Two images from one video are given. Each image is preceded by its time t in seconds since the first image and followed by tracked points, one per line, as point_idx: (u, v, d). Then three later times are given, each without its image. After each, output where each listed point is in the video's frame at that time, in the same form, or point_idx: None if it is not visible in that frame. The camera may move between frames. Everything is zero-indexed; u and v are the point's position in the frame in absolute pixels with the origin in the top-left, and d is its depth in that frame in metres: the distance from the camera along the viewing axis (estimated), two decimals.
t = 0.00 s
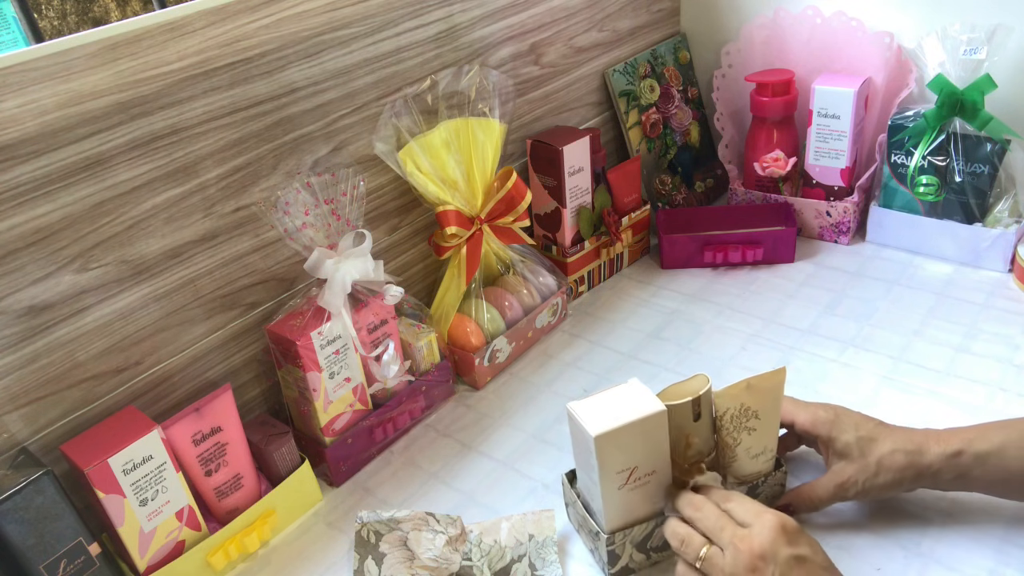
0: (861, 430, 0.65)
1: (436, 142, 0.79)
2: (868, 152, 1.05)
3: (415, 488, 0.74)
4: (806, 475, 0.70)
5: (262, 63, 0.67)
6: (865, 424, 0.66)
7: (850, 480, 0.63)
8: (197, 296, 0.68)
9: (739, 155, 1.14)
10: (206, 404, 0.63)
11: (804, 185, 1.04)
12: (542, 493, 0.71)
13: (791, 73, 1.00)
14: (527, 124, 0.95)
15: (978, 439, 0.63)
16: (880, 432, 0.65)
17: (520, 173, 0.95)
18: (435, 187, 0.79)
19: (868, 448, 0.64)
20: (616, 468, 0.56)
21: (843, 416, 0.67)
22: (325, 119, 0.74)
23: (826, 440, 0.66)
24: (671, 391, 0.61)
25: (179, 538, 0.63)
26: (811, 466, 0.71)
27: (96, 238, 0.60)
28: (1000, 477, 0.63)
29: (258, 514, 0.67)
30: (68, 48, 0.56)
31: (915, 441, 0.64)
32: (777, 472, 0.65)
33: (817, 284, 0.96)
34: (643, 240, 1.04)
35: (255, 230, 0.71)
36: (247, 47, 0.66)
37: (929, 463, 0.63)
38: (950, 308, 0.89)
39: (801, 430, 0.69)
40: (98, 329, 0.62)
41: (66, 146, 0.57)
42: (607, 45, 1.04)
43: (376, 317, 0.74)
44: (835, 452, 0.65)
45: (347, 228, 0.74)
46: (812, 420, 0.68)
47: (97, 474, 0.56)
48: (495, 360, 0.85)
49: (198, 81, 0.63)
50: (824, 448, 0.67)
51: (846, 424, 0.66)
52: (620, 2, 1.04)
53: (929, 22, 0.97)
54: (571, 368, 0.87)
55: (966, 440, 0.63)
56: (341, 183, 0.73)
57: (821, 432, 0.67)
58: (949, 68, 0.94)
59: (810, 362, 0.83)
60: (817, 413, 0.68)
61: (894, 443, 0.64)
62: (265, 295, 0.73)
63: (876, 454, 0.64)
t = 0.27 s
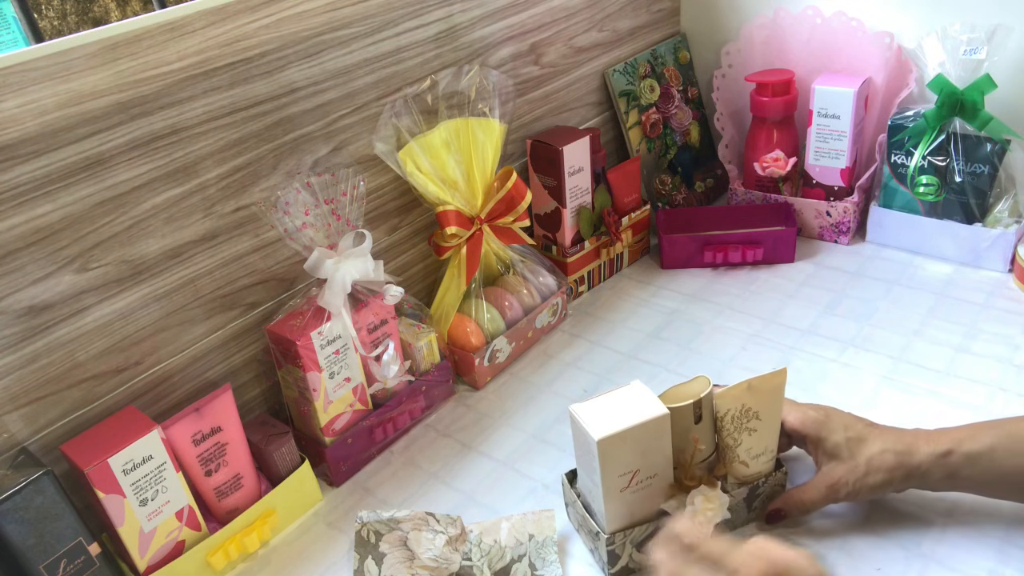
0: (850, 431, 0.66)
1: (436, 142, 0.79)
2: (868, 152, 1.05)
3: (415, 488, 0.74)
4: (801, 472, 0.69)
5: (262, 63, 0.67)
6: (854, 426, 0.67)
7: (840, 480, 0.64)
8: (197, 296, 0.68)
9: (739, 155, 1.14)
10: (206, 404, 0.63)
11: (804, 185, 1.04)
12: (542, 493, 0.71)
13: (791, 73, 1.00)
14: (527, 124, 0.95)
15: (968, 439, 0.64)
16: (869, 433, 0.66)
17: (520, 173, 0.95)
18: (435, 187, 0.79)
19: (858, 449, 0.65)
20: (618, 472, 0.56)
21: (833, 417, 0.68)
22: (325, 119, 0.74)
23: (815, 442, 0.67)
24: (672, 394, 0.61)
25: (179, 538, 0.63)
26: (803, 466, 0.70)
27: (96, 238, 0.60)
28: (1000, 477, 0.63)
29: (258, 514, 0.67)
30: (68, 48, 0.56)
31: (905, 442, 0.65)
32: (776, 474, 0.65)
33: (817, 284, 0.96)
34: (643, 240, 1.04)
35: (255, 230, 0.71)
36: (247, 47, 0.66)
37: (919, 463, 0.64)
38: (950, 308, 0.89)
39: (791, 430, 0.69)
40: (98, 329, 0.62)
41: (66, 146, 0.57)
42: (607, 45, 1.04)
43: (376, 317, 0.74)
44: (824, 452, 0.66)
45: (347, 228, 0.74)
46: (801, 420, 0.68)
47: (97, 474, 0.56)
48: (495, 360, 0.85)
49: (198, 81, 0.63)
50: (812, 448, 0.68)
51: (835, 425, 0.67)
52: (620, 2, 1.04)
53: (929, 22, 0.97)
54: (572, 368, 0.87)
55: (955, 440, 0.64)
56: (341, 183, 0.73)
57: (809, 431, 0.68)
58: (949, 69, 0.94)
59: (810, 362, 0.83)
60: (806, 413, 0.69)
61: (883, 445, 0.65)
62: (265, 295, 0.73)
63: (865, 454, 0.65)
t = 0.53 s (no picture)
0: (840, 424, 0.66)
1: (436, 142, 0.79)
2: (868, 152, 1.05)
3: (415, 488, 0.74)
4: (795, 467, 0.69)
5: (262, 63, 0.67)
6: (844, 419, 0.67)
7: (832, 473, 0.64)
8: (197, 296, 0.68)
9: (739, 155, 1.14)
10: (206, 404, 0.63)
11: (804, 185, 1.04)
12: (542, 493, 0.71)
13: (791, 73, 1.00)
14: (527, 124, 0.95)
15: (955, 431, 0.64)
16: (860, 426, 0.66)
17: (520, 173, 0.95)
18: (435, 187, 0.79)
19: (847, 441, 0.65)
20: (617, 469, 0.57)
21: (822, 412, 0.67)
22: (325, 119, 0.74)
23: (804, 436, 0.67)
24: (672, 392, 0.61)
25: (179, 538, 0.63)
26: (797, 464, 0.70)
27: (96, 239, 0.60)
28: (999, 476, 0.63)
29: (258, 514, 0.67)
30: (69, 48, 0.56)
31: (894, 434, 0.65)
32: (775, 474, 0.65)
33: (817, 284, 0.96)
34: (643, 240, 1.04)
35: (255, 230, 0.71)
36: (247, 48, 0.66)
37: (909, 454, 0.64)
38: (950, 308, 0.89)
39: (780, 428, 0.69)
40: (98, 329, 0.62)
41: (66, 147, 0.57)
42: (607, 44, 1.04)
43: (376, 317, 0.73)
44: (815, 446, 0.66)
45: (347, 228, 0.74)
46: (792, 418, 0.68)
47: (97, 474, 0.56)
48: (495, 360, 0.85)
49: (198, 81, 0.63)
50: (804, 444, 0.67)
51: (825, 419, 0.67)
52: (620, 2, 1.04)
53: (929, 22, 0.96)
54: (572, 368, 0.87)
55: (943, 432, 0.64)
56: (341, 183, 0.73)
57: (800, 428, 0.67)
58: (949, 69, 0.94)
59: (810, 362, 0.83)
60: (797, 411, 0.68)
61: (874, 438, 0.65)
62: (266, 295, 0.73)
63: (856, 447, 0.64)
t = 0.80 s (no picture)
0: (839, 422, 0.66)
1: (436, 142, 0.79)
2: (868, 151, 1.05)
3: (415, 488, 0.74)
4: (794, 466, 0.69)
5: (262, 63, 0.67)
6: (843, 418, 0.67)
7: (831, 473, 0.64)
8: (197, 296, 0.68)
9: (739, 155, 1.14)
10: (206, 404, 0.63)
11: (804, 185, 1.04)
12: (542, 493, 0.71)
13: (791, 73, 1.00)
14: (527, 124, 0.95)
15: (952, 430, 0.64)
16: (857, 425, 0.66)
17: (520, 173, 0.95)
18: (435, 187, 0.79)
19: (846, 441, 0.65)
20: (614, 465, 0.57)
21: (820, 411, 0.67)
22: (325, 119, 0.74)
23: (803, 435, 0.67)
24: (672, 391, 0.61)
25: (179, 538, 0.63)
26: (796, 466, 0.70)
27: (96, 239, 0.60)
28: (999, 475, 0.63)
29: (258, 514, 0.67)
30: (69, 48, 0.56)
31: (891, 433, 0.65)
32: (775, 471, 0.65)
33: (817, 284, 0.96)
34: (643, 240, 1.04)
35: (255, 230, 0.71)
36: (247, 48, 0.66)
37: (906, 452, 0.64)
38: (950, 308, 0.89)
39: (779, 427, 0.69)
40: (98, 329, 0.62)
41: (66, 146, 0.57)
42: (607, 45, 1.04)
43: (376, 317, 0.73)
44: (814, 446, 0.66)
45: (347, 228, 0.74)
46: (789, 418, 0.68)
47: (97, 474, 0.56)
48: (495, 360, 0.85)
49: (197, 81, 0.63)
50: (801, 443, 0.67)
51: (823, 418, 0.66)
52: (620, 2, 1.04)
53: (929, 22, 0.96)
54: (572, 368, 0.87)
55: (941, 431, 0.64)
56: (341, 183, 0.73)
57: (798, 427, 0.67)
58: (949, 68, 0.94)
59: (811, 363, 0.83)
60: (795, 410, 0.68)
61: (871, 437, 0.65)
62: (266, 295, 0.73)
63: (854, 446, 0.64)
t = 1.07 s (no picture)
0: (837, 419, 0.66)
1: (436, 142, 0.79)
2: (868, 152, 1.05)
3: (415, 488, 0.74)
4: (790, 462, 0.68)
5: (262, 63, 0.67)
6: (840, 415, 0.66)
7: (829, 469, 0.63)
8: (198, 296, 0.68)
9: (739, 155, 1.14)
10: (206, 404, 0.63)
11: (804, 185, 1.04)
12: (541, 493, 0.71)
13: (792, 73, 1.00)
14: (527, 124, 0.95)
15: (947, 429, 0.64)
16: (855, 423, 0.65)
17: (520, 173, 0.95)
18: (435, 187, 0.79)
19: (841, 440, 0.64)
20: (609, 457, 0.56)
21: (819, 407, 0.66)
22: (325, 119, 0.74)
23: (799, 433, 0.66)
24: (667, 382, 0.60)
25: (179, 538, 0.63)
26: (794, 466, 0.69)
27: (96, 239, 0.60)
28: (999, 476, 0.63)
29: (258, 514, 0.67)
30: (69, 49, 0.56)
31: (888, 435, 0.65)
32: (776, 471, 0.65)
33: (817, 284, 0.96)
34: (643, 240, 1.04)
35: (255, 230, 0.71)
36: (247, 48, 0.66)
37: (905, 453, 0.64)
38: (950, 308, 0.89)
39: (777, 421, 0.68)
40: (99, 328, 0.62)
41: (66, 146, 0.57)
42: (607, 45, 1.04)
43: (376, 317, 0.73)
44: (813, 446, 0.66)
45: (347, 228, 0.74)
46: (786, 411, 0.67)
47: (97, 474, 0.56)
48: (495, 360, 0.85)
49: (197, 81, 0.63)
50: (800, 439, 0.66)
51: (821, 414, 0.66)
52: (620, 2, 1.04)
53: (929, 22, 0.96)
54: (572, 368, 0.87)
55: (937, 430, 0.64)
56: (341, 183, 0.73)
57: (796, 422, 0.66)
58: (949, 69, 0.94)
59: (811, 363, 0.83)
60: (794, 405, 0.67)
61: (868, 435, 0.64)
62: (266, 295, 0.73)
63: (850, 446, 0.64)
